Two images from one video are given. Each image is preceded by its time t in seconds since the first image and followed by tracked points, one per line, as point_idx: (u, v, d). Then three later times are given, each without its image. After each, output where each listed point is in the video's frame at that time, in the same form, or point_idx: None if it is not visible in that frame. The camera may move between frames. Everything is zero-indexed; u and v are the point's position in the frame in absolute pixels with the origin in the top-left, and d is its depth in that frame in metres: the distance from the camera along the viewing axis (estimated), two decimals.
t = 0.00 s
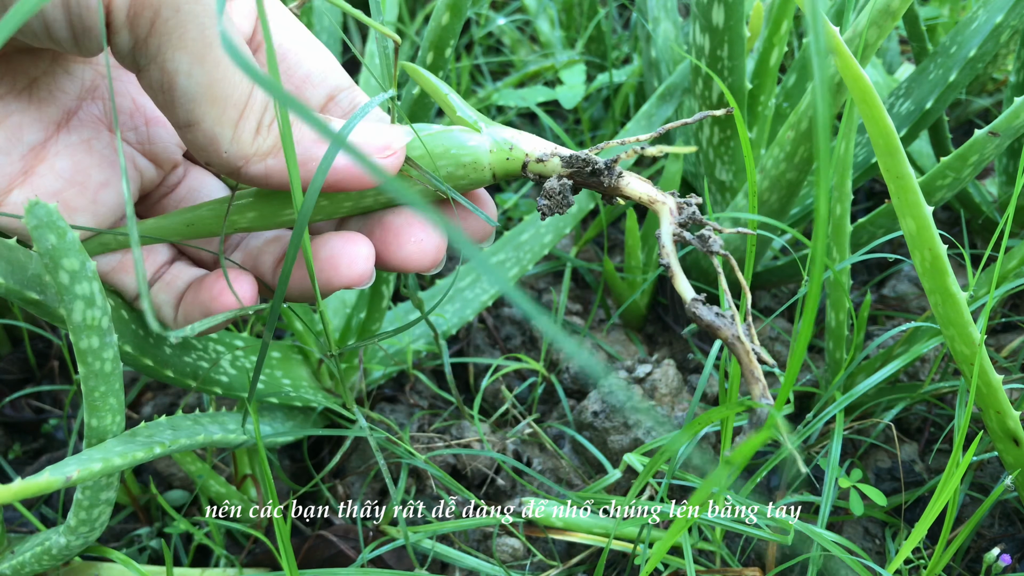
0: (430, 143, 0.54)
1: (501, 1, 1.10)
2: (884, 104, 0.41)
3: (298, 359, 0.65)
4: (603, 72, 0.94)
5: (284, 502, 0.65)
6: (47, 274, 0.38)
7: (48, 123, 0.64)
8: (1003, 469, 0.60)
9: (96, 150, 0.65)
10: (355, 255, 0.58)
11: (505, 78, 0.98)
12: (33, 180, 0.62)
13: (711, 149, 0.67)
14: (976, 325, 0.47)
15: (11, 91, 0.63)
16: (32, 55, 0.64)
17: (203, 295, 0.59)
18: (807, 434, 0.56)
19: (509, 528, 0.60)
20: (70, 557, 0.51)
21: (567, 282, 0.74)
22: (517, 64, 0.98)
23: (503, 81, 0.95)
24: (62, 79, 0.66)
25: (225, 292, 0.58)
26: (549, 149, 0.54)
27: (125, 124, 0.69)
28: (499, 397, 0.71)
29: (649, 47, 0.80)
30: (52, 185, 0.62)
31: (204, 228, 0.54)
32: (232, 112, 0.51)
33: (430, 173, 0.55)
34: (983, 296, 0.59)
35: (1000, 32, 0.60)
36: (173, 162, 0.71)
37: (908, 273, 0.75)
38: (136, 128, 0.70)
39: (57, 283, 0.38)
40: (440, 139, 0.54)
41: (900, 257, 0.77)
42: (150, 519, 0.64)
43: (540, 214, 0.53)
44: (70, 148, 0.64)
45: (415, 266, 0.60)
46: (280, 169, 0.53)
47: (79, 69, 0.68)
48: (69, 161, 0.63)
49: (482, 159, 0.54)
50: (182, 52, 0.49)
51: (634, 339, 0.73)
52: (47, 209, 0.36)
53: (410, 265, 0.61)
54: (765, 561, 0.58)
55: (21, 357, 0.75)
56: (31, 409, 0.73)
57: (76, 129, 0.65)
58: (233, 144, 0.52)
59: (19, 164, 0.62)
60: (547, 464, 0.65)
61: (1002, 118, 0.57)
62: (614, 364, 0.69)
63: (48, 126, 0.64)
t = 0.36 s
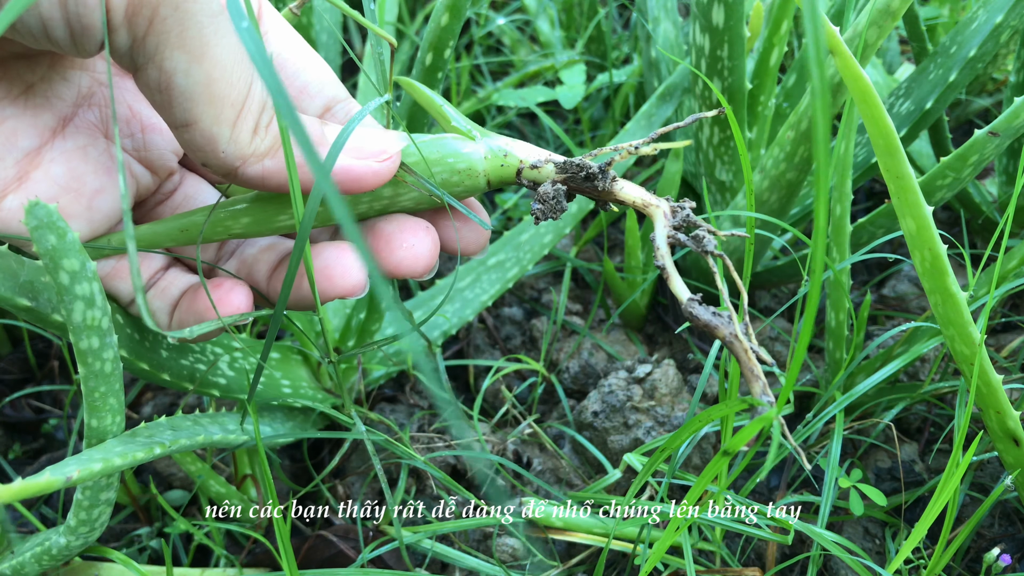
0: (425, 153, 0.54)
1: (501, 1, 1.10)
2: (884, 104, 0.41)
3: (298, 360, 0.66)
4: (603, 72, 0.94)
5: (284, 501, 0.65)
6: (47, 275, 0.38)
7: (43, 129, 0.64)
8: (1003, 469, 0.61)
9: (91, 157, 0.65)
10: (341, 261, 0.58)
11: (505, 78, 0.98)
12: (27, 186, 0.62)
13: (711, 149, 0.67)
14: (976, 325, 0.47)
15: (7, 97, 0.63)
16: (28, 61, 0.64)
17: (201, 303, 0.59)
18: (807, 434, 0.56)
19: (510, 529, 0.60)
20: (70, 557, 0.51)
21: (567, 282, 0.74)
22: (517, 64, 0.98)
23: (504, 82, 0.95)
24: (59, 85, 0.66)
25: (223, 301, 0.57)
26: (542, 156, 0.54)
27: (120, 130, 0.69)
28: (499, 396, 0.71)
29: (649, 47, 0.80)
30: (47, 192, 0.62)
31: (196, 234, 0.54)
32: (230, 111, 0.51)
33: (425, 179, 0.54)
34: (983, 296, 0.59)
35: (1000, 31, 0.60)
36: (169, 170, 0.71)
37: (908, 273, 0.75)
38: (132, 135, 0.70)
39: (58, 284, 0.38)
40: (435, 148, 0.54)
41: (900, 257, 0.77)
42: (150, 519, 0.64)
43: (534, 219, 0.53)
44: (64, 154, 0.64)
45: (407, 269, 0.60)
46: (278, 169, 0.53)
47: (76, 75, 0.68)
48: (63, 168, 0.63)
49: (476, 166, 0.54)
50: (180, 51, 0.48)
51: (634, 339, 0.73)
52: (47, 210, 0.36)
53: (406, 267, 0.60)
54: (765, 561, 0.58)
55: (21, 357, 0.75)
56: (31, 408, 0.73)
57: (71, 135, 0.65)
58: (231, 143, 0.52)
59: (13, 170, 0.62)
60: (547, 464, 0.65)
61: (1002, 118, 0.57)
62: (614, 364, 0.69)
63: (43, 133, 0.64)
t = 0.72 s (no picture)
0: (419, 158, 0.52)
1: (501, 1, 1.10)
2: (884, 104, 0.41)
3: (299, 360, 0.65)
4: (603, 72, 0.94)
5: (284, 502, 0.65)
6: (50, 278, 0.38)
7: (51, 118, 0.64)
8: (1003, 469, 0.61)
9: (100, 144, 0.65)
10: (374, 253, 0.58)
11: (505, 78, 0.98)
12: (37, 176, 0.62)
13: (711, 149, 0.67)
14: (976, 325, 0.47)
15: (13, 84, 0.64)
16: (36, 48, 0.65)
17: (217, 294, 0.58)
18: (807, 434, 0.56)
19: (510, 528, 0.60)
20: (71, 558, 0.50)
21: (567, 282, 0.74)
22: (517, 64, 0.98)
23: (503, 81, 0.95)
24: (66, 72, 0.67)
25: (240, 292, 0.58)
26: (572, 174, 0.54)
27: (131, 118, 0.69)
28: (499, 396, 0.71)
29: (649, 46, 0.80)
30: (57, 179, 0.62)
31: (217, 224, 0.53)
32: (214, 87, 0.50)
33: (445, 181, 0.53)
34: (983, 297, 0.59)
35: (1001, 31, 0.60)
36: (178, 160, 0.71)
37: (908, 273, 0.75)
38: (143, 123, 0.69)
39: (60, 287, 0.38)
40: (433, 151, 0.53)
41: (900, 257, 0.77)
42: (150, 519, 0.64)
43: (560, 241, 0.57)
44: (73, 141, 0.64)
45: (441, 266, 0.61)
46: (262, 149, 0.53)
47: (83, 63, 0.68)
48: (72, 155, 0.63)
49: (506, 178, 0.53)
50: (173, 24, 0.48)
51: (634, 339, 0.73)
52: (50, 212, 0.36)
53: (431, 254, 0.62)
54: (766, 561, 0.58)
55: (21, 357, 0.75)
56: (30, 408, 0.73)
57: (80, 124, 0.66)
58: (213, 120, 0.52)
59: (21, 160, 0.62)
60: (547, 464, 0.65)
61: (1002, 118, 0.57)
62: (614, 364, 0.69)
63: (51, 122, 0.64)
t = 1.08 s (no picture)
0: (444, 161, 0.55)
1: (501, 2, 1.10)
2: (884, 105, 0.41)
3: (303, 357, 0.64)
4: (603, 72, 0.94)
5: (285, 501, 0.65)
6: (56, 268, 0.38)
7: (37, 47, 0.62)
8: (1003, 469, 0.61)
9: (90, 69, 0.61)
10: (403, 215, 0.59)
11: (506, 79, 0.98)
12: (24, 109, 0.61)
13: (711, 149, 0.67)
14: (975, 325, 0.47)
15: None
16: None
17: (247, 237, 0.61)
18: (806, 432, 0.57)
19: (509, 527, 0.60)
20: (72, 555, 0.51)
21: (567, 282, 0.74)
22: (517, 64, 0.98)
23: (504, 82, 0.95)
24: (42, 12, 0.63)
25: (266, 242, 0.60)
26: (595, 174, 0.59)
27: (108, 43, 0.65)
28: (499, 396, 0.71)
29: (649, 47, 0.80)
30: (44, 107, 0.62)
31: (214, 191, 0.54)
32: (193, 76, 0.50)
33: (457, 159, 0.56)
34: (983, 297, 0.59)
35: (1000, 32, 0.60)
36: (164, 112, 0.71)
37: (908, 273, 0.75)
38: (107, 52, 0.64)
39: (68, 272, 0.39)
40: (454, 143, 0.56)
41: (900, 257, 0.77)
42: (150, 519, 0.64)
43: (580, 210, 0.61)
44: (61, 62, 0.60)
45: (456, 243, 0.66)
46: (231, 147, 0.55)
47: None
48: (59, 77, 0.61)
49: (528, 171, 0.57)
50: (139, 6, 0.47)
51: (634, 339, 0.73)
52: (60, 196, 0.38)
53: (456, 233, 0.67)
54: (765, 561, 0.58)
55: (21, 357, 0.75)
56: (31, 408, 0.73)
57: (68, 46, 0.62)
58: (188, 110, 0.52)
59: (11, 92, 0.61)
60: (547, 464, 0.66)
61: (1001, 118, 0.57)
62: (614, 364, 0.69)
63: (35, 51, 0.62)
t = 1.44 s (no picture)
0: (396, 137, 0.52)
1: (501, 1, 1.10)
2: (883, 105, 0.41)
3: (304, 355, 0.64)
4: (603, 72, 0.94)
5: (285, 501, 0.65)
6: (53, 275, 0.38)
7: None
8: (1002, 469, 0.61)
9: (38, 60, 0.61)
10: (348, 189, 0.56)
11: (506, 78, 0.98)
12: None
13: (711, 149, 0.67)
14: (975, 325, 0.47)
15: None
16: None
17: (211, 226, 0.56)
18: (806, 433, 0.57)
19: (509, 527, 0.61)
20: (72, 556, 0.51)
21: (567, 282, 0.74)
22: (517, 64, 0.98)
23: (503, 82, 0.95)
24: None
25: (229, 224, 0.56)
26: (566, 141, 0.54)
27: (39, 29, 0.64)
28: (499, 396, 0.71)
29: (649, 47, 0.80)
30: None
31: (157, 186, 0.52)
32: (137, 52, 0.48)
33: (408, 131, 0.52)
34: (982, 296, 0.59)
35: (1000, 32, 0.60)
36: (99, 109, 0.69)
37: (908, 273, 0.75)
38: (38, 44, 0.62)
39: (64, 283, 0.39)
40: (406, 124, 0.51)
41: (900, 257, 0.77)
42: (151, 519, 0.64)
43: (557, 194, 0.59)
44: None
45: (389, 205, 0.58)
46: (178, 133, 0.51)
47: None
48: None
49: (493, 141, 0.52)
50: None
51: (634, 339, 0.73)
52: (53, 211, 0.38)
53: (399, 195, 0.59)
54: (765, 560, 0.58)
55: (22, 357, 0.75)
56: (32, 408, 0.73)
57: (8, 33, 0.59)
58: (132, 88, 0.49)
59: None
60: (547, 464, 0.66)
61: (1001, 118, 0.57)
62: (614, 364, 0.69)
63: None
